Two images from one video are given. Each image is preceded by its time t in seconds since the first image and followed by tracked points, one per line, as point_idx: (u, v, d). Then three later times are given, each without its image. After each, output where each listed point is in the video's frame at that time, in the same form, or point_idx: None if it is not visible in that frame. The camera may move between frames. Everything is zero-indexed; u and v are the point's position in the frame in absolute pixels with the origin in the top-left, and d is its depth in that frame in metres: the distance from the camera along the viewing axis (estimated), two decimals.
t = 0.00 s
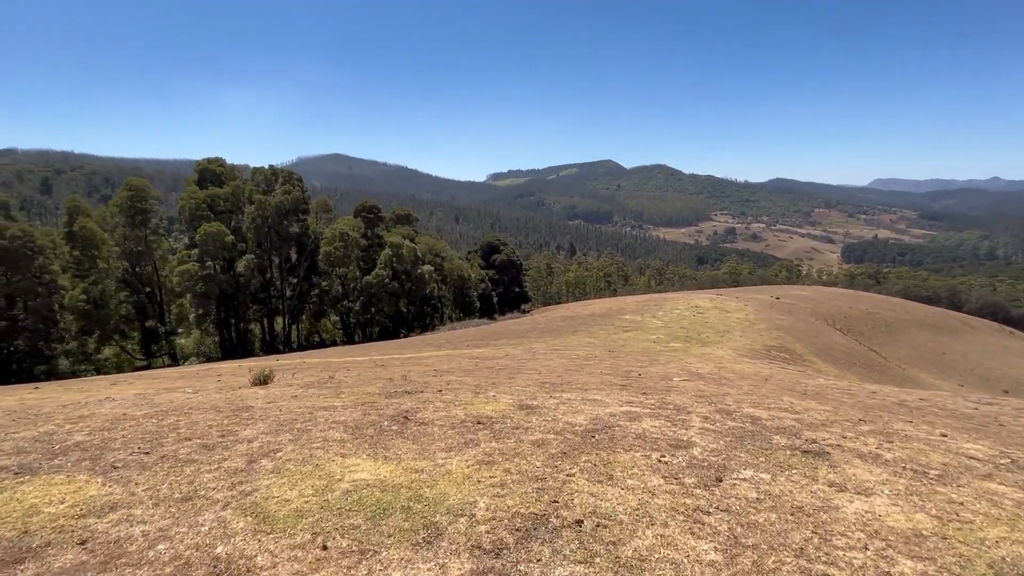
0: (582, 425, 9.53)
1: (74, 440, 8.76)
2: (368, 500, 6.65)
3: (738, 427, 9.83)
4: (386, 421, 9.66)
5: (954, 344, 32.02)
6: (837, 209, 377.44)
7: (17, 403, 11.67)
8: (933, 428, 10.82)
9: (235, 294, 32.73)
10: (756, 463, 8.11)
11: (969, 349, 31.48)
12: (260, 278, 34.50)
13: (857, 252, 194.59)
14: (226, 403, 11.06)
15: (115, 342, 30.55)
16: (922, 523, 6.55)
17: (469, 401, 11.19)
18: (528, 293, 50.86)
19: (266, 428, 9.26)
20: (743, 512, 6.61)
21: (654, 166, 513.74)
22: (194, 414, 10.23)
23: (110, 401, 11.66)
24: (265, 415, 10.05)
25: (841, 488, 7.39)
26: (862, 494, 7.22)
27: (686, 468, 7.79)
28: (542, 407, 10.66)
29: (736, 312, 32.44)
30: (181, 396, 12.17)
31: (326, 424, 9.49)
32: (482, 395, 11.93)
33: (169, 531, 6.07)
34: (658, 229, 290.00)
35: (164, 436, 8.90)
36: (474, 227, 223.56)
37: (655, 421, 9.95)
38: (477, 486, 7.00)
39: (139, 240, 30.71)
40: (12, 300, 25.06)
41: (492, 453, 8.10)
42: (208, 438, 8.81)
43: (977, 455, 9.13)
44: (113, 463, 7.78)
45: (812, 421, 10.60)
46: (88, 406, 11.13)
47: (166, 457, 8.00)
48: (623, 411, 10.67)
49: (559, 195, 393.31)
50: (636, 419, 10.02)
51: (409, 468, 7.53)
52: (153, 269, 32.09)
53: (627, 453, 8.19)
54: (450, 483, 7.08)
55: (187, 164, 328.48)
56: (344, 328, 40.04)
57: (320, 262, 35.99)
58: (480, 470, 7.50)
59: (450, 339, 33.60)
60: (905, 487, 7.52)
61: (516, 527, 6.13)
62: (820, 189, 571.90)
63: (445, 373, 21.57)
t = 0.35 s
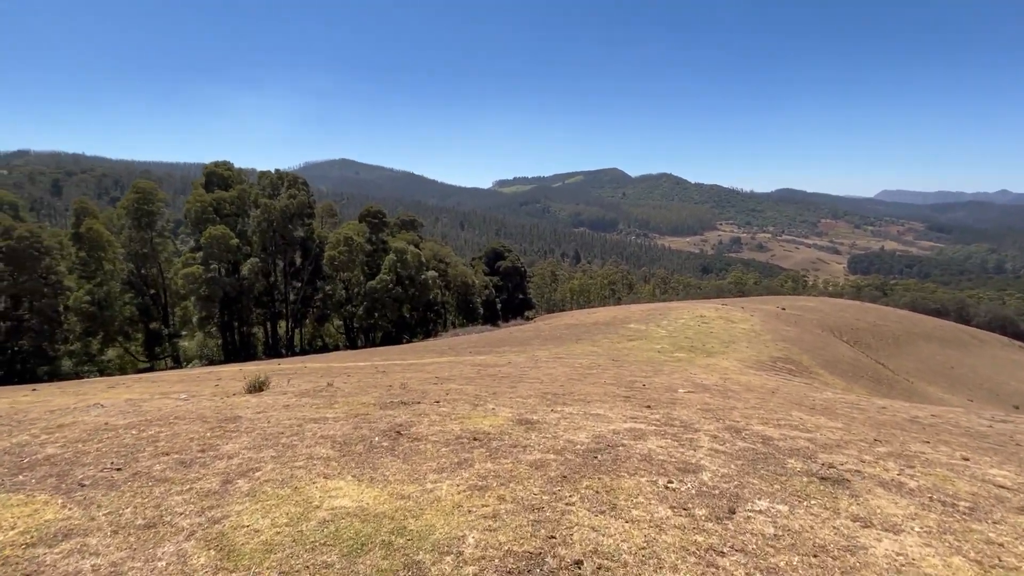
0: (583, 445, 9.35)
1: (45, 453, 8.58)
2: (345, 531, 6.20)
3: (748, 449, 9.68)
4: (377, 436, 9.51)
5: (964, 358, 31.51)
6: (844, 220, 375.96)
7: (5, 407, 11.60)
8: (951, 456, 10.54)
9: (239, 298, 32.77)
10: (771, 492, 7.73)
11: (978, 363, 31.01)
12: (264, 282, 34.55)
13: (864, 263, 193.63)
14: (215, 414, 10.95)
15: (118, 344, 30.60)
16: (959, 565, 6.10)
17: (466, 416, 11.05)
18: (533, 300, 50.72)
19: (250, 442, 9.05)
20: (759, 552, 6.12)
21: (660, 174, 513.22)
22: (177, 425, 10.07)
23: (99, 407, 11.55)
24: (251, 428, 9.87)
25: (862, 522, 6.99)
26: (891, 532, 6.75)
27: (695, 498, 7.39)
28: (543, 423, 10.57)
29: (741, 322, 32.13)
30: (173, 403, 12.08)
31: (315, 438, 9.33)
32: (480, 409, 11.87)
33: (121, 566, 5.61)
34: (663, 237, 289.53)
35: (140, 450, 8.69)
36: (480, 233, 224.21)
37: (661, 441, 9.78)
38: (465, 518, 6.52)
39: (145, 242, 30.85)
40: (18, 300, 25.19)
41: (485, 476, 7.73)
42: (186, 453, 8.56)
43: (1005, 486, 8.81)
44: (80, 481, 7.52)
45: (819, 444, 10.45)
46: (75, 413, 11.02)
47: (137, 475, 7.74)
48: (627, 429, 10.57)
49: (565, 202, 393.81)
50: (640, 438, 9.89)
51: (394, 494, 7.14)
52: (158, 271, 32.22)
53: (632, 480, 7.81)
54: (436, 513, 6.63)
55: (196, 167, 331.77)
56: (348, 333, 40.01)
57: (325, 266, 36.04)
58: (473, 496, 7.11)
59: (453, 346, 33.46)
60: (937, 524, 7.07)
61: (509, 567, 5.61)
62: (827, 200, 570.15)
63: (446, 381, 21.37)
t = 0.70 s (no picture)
0: (584, 463, 9.27)
1: (17, 466, 8.47)
2: (321, 566, 5.90)
3: (759, 468, 9.69)
4: (368, 450, 9.42)
5: (967, 370, 31.31)
6: (846, 230, 375.95)
7: None
8: (963, 479, 10.45)
9: (239, 302, 32.73)
10: (779, 519, 7.56)
11: (981, 375, 30.79)
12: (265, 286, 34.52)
13: (866, 274, 193.31)
14: (200, 424, 10.83)
15: (118, 347, 30.55)
16: None
17: (462, 429, 11.03)
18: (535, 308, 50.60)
19: (231, 457, 8.92)
20: None
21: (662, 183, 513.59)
22: (161, 436, 9.98)
23: (85, 414, 11.44)
24: (235, 441, 9.77)
25: (883, 554, 6.78)
26: (914, 566, 6.52)
27: (702, 524, 7.23)
28: (541, 438, 10.58)
29: (744, 332, 31.95)
30: (162, 410, 11.98)
31: (299, 453, 9.20)
32: (477, 422, 11.82)
33: None
34: (665, 246, 289.54)
35: (115, 465, 8.54)
36: (482, 240, 224.45)
37: (665, 459, 9.90)
38: (452, 551, 6.24)
39: (146, 245, 30.87)
40: (19, 303, 25.28)
41: (476, 499, 7.55)
42: (163, 469, 8.42)
43: None
44: (46, 500, 7.33)
45: (824, 465, 10.43)
46: (61, 420, 10.96)
47: (108, 492, 7.59)
48: (629, 445, 10.71)
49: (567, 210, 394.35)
50: (643, 456, 9.90)
51: (378, 520, 6.92)
52: (159, 274, 32.24)
53: (633, 504, 7.64)
54: (422, 543, 6.37)
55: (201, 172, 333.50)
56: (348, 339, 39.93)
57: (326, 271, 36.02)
58: (465, 523, 6.90)
59: (453, 353, 33.33)
60: (962, 557, 6.87)
61: None
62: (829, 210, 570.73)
63: (446, 389, 21.26)
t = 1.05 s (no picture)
0: (566, 476, 9.22)
1: None
2: None
3: (746, 478, 9.84)
4: (340, 466, 9.21)
5: (935, 372, 32.25)
6: (818, 236, 386.19)
7: None
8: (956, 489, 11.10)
9: (213, 309, 31.92)
10: (766, 533, 7.58)
11: (948, 376, 31.77)
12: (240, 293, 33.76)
13: (838, 279, 198.87)
14: (160, 440, 10.46)
15: (83, 357, 29.43)
16: None
17: (442, 441, 10.92)
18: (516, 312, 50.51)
19: (190, 477, 8.59)
20: None
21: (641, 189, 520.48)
22: (116, 455, 9.58)
23: (39, 430, 10.95)
24: (197, 459, 9.44)
25: (876, 569, 6.81)
26: None
27: (691, 539, 7.23)
28: (522, 450, 10.55)
29: (722, 336, 32.42)
30: (123, 425, 11.54)
31: (264, 470, 8.93)
32: (458, 433, 11.72)
33: None
34: (644, 251, 293.08)
35: (61, 488, 8.17)
36: (462, 246, 223.94)
37: (649, 469, 9.97)
38: None
39: (114, 251, 29.91)
40: None
41: (453, 519, 7.38)
42: (116, 492, 8.08)
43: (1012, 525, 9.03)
44: None
45: (806, 474, 10.62)
46: (12, 438, 10.45)
47: (50, 520, 7.23)
48: (612, 455, 10.77)
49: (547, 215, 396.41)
50: (628, 467, 9.95)
51: (345, 547, 6.67)
52: (128, 281, 31.27)
53: (620, 520, 7.58)
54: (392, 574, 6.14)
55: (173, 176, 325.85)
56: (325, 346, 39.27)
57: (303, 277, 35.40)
58: (441, 548, 6.71)
59: (434, 360, 33.04)
60: (955, 570, 6.96)
61: None
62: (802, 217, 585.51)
63: (427, 397, 21.02)
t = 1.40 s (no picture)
0: (532, 487, 9.21)
1: None
2: None
3: (712, 482, 10.10)
4: (295, 485, 8.91)
5: (880, 367, 34.01)
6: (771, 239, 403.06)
7: None
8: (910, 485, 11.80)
9: (162, 319, 30.43)
10: (732, 538, 7.72)
11: (891, 372, 33.55)
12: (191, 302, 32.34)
13: (790, 280, 207.88)
14: (94, 464, 9.83)
15: (17, 373, 27.48)
16: None
17: (404, 455, 10.75)
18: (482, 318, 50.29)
19: (123, 506, 8.06)
20: None
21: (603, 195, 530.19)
22: (42, 483, 8.92)
23: None
24: (133, 484, 8.90)
25: (840, 571, 7.00)
26: None
27: (659, 549, 7.26)
28: (487, 460, 10.55)
29: (683, 337, 33.24)
30: (53, 448, 10.80)
31: (209, 494, 8.50)
32: (422, 447, 11.61)
33: None
34: (606, 255, 298.22)
35: None
36: (426, 251, 222.23)
37: (616, 476, 10.07)
38: None
39: (51, 259, 28.11)
40: None
41: (413, 541, 7.14)
42: (37, 526, 7.49)
43: (962, 519, 9.60)
44: None
45: (766, 476, 10.99)
46: None
47: None
48: (579, 463, 10.85)
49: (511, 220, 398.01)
50: (594, 475, 10.06)
51: None
52: (68, 291, 29.45)
53: (588, 532, 7.56)
54: None
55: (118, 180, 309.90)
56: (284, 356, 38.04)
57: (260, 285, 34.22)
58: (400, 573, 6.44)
59: (399, 367, 32.47)
60: (915, 568, 7.22)
61: None
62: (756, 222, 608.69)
63: (391, 406, 20.65)
